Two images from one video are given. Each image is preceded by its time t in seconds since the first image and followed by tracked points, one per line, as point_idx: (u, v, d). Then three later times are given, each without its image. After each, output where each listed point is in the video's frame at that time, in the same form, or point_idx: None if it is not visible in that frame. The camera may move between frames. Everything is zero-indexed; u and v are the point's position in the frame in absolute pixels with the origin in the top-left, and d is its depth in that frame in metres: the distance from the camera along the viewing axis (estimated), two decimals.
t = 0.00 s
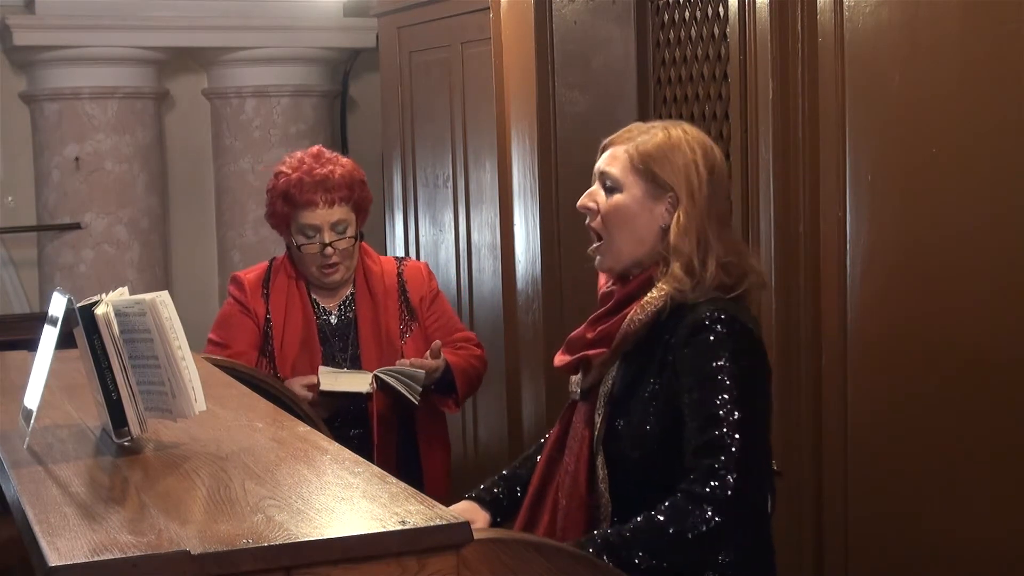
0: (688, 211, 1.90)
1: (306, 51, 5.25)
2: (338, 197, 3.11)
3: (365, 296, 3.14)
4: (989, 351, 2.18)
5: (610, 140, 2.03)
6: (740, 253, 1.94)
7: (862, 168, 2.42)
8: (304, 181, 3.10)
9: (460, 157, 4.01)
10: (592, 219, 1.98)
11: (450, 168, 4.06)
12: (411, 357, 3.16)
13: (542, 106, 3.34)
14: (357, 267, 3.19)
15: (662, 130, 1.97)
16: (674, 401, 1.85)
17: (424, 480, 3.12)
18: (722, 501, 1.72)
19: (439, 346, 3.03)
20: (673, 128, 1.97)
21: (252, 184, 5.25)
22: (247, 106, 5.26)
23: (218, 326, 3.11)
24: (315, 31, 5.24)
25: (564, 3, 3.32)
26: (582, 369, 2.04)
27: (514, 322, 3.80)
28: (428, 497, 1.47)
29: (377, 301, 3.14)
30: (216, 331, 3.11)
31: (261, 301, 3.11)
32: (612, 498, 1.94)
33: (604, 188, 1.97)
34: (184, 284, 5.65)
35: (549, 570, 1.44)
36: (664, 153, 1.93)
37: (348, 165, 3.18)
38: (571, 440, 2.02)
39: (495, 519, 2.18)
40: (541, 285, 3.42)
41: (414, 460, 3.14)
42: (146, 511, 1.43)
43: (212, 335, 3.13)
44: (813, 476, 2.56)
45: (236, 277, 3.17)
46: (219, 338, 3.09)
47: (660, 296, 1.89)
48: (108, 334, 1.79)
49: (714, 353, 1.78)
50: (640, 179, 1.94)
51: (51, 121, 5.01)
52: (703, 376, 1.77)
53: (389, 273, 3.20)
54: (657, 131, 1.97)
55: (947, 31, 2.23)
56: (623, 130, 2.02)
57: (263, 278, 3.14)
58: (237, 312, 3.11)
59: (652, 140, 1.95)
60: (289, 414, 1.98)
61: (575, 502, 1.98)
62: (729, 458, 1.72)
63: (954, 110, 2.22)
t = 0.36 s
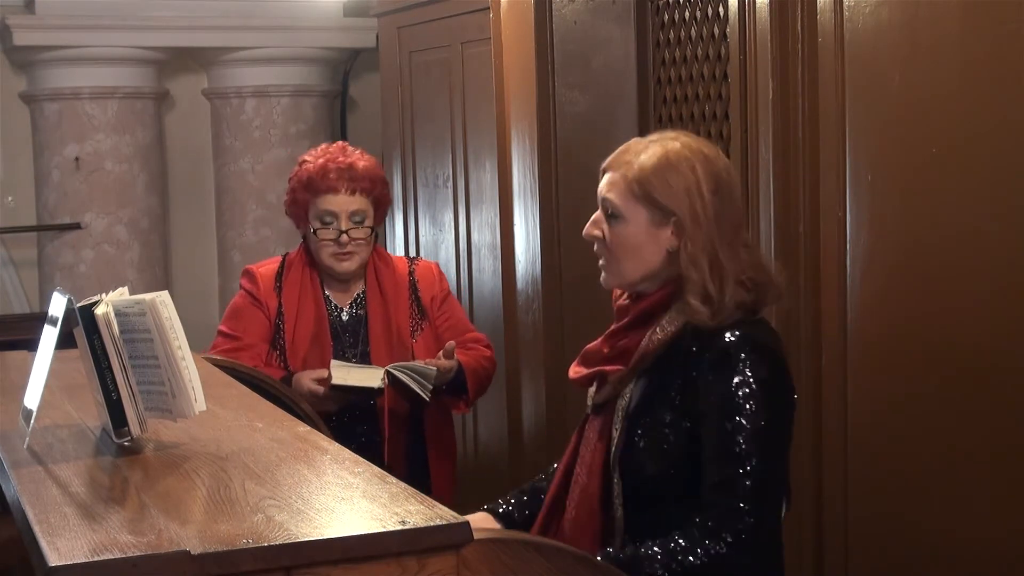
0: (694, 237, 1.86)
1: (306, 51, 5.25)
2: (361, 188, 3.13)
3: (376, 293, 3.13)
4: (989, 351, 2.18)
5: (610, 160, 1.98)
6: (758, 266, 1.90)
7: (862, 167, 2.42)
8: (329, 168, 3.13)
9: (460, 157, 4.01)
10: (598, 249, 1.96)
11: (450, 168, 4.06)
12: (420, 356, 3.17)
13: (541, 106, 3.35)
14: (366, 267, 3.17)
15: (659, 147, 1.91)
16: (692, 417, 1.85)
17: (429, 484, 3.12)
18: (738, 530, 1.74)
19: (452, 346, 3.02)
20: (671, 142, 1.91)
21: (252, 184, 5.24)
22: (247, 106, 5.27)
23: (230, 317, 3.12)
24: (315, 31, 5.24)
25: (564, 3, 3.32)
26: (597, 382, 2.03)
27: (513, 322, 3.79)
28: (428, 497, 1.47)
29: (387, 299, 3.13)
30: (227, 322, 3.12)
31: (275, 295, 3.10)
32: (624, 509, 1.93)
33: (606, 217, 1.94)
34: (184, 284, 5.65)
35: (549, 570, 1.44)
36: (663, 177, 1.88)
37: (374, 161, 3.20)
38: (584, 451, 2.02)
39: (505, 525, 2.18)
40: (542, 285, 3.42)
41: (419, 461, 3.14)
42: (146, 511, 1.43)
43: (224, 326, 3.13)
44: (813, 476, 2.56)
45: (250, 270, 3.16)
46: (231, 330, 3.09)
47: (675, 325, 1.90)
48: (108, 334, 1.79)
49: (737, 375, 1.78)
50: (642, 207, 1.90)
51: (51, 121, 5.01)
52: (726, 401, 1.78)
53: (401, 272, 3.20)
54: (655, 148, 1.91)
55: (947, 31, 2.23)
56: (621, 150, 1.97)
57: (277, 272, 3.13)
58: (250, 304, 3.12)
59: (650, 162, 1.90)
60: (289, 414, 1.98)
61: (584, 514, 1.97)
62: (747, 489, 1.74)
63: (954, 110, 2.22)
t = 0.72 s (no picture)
0: (695, 241, 1.85)
1: (306, 51, 5.25)
2: (377, 184, 3.13)
3: (385, 296, 3.13)
4: (989, 352, 2.18)
5: (604, 173, 1.97)
6: (760, 265, 1.90)
7: (862, 166, 2.42)
8: (348, 164, 3.14)
9: (460, 156, 4.01)
10: (603, 263, 1.95)
11: (450, 168, 4.06)
12: (430, 360, 3.16)
13: (542, 108, 3.38)
14: (376, 267, 3.17)
15: (649, 155, 1.90)
16: (696, 423, 1.85)
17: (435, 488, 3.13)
18: (742, 539, 1.74)
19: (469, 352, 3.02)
20: (661, 148, 1.90)
21: (252, 184, 5.24)
22: (247, 106, 5.27)
23: (238, 318, 3.09)
24: (315, 31, 5.23)
25: (564, 3, 3.33)
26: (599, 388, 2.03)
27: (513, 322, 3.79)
28: (428, 497, 1.47)
29: (397, 301, 3.12)
30: (236, 323, 3.09)
31: (285, 296, 3.09)
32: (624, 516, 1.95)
33: (606, 231, 1.93)
34: (184, 284, 5.66)
35: (549, 570, 1.45)
36: (657, 184, 1.87)
37: (393, 162, 3.21)
38: (586, 455, 2.02)
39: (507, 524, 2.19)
40: (542, 285, 3.42)
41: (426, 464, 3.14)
42: (146, 511, 1.43)
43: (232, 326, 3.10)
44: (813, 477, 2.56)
45: (259, 270, 3.14)
46: (240, 331, 3.07)
47: (681, 330, 1.91)
48: (108, 334, 1.79)
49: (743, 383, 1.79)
50: (639, 218, 1.89)
51: (51, 121, 5.01)
52: (731, 410, 1.78)
53: (411, 274, 3.18)
54: (646, 156, 1.91)
55: (947, 31, 2.23)
56: (614, 161, 1.96)
57: (287, 273, 3.11)
58: (259, 306, 3.09)
59: (644, 171, 1.89)
60: (289, 415, 1.98)
61: (584, 520, 1.97)
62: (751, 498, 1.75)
63: (954, 110, 2.22)
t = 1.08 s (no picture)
0: (701, 235, 1.86)
1: (306, 51, 5.25)
2: (388, 190, 3.13)
3: (393, 295, 3.13)
4: (989, 352, 2.18)
5: (611, 160, 1.97)
6: (759, 267, 1.90)
7: (861, 166, 2.42)
8: (360, 166, 3.13)
9: (460, 156, 4.01)
10: (602, 249, 1.95)
11: (450, 168, 4.06)
12: (437, 360, 3.16)
13: (543, 109, 3.40)
14: (384, 268, 3.18)
15: (662, 146, 1.91)
16: (691, 425, 1.84)
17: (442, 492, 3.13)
18: (742, 541, 1.75)
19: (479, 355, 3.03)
20: (674, 141, 1.91)
21: (252, 184, 5.24)
22: (247, 106, 5.27)
23: (245, 318, 3.06)
24: (315, 31, 5.23)
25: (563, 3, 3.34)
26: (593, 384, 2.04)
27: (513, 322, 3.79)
28: (428, 497, 1.47)
29: (405, 301, 3.13)
30: (242, 322, 3.06)
31: (293, 295, 3.07)
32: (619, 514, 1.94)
33: (610, 218, 1.93)
34: (184, 284, 5.66)
35: (550, 570, 1.44)
36: (668, 176, 1.88)
37: (407, 167, 3.21)
38: (580, 453, 2.02)
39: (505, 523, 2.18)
40: (542, 286, 3.42)
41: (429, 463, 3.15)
42: (146, 511, 1.43)
43: (238, 325, 3.07)
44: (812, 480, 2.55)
45: (266, 270, 3.11)
46: (248, 330, 3.04)
47: (676, 323, 1.90)
48: (108, 334, 1.79)
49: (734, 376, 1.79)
50: (647, 207, 1.90)
51: (51, 121, 5.01)
52: (723, 402, 1.78)
53: (418, 275, 3.20)
54: (658, 147, 1.91)
55: (947, 32, 2.23)
56: (623, 148, 1.96)
57: (296, 273, 3.10)
58: (266, 305, 3.07)
59: (655, 161, 1.90)
60: (289, 414, 1.98)
61: (581, 517, 1.97)
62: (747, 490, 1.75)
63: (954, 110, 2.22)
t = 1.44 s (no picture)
0: (707, 228, 1.87)
1: (306, 51, 5.25)
2: (390, 195, 3.13)
3: (397, 294, 3.13)
4: (989, 351, 2.18)
5: (603, 164, 1.96)
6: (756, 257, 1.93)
7: (861, 165, 2.42)
8: (365, 169, 3.13)
9: (460, 157, 4.01)
10: (603, 253, 1.94)
11: (450, 168, 4.06)
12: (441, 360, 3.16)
13: (542, 107, 3.37)
14: (386, 270, 3.18)
15: (657, 146, 1.91)
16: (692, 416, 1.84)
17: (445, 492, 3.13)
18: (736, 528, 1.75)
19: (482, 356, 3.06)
20: (666, 140, 1.92)
21: (252, 184, 5.24)
22: (247, 106, 5.27)
23: (249, 317, 3.06)
24: (315, 31, 5.23)
25: (564, 3, 3.34)
26: (592, 383, 2.05)
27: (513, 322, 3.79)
28: (428, 497, 1.47)
29: (410, 300, 3.13)
30: (246, 321, 3.06)
31: (296, 295, 3.06)
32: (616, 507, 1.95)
33: (612, 223, 1.92)
34: (184, 284, 5.65)
35: (549, 570, 1.45)
36: (670, 174, 1.89)
37: (410, 170, 3.20)
38: (579, 450, 2.03)
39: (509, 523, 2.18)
40: (541, 285, 3.42)
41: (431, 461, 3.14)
42: (146, 511, 1.43)
43: (240, 324, 3.07)
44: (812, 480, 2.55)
45: (269, 270, 3.11)
46: (250, 329, 3.04)
47: (676, 311, 1.91)
48: (108, 334, 1.79)
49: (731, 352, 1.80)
50: (651, 207, 1.90)
51: (51, 121, 5.01)
52: (722, 377, 1.79)
53: (422, 275, 3.20)
54: (653, 147, 1.92)
55: (947, 31, 2.23)
56: (616, 150, 1.96)
57: (298, 274, 3.09)
58: (269, 304, 3.07)
59: (653, 160, 1.90)
60: (289, 414, 1.98)
61: (578, 513, 1.98)
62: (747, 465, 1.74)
63: (954, 109, 2.22)
